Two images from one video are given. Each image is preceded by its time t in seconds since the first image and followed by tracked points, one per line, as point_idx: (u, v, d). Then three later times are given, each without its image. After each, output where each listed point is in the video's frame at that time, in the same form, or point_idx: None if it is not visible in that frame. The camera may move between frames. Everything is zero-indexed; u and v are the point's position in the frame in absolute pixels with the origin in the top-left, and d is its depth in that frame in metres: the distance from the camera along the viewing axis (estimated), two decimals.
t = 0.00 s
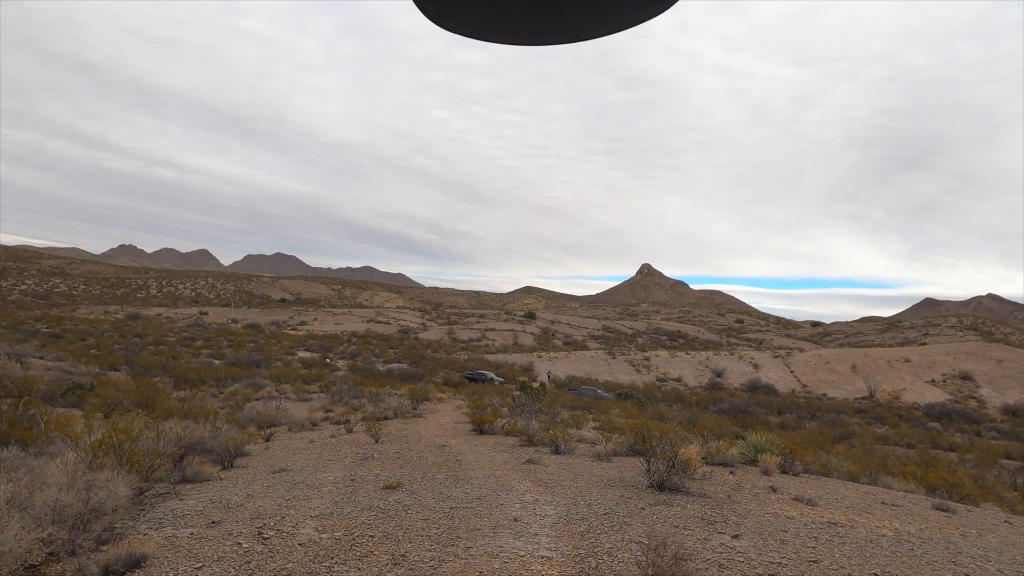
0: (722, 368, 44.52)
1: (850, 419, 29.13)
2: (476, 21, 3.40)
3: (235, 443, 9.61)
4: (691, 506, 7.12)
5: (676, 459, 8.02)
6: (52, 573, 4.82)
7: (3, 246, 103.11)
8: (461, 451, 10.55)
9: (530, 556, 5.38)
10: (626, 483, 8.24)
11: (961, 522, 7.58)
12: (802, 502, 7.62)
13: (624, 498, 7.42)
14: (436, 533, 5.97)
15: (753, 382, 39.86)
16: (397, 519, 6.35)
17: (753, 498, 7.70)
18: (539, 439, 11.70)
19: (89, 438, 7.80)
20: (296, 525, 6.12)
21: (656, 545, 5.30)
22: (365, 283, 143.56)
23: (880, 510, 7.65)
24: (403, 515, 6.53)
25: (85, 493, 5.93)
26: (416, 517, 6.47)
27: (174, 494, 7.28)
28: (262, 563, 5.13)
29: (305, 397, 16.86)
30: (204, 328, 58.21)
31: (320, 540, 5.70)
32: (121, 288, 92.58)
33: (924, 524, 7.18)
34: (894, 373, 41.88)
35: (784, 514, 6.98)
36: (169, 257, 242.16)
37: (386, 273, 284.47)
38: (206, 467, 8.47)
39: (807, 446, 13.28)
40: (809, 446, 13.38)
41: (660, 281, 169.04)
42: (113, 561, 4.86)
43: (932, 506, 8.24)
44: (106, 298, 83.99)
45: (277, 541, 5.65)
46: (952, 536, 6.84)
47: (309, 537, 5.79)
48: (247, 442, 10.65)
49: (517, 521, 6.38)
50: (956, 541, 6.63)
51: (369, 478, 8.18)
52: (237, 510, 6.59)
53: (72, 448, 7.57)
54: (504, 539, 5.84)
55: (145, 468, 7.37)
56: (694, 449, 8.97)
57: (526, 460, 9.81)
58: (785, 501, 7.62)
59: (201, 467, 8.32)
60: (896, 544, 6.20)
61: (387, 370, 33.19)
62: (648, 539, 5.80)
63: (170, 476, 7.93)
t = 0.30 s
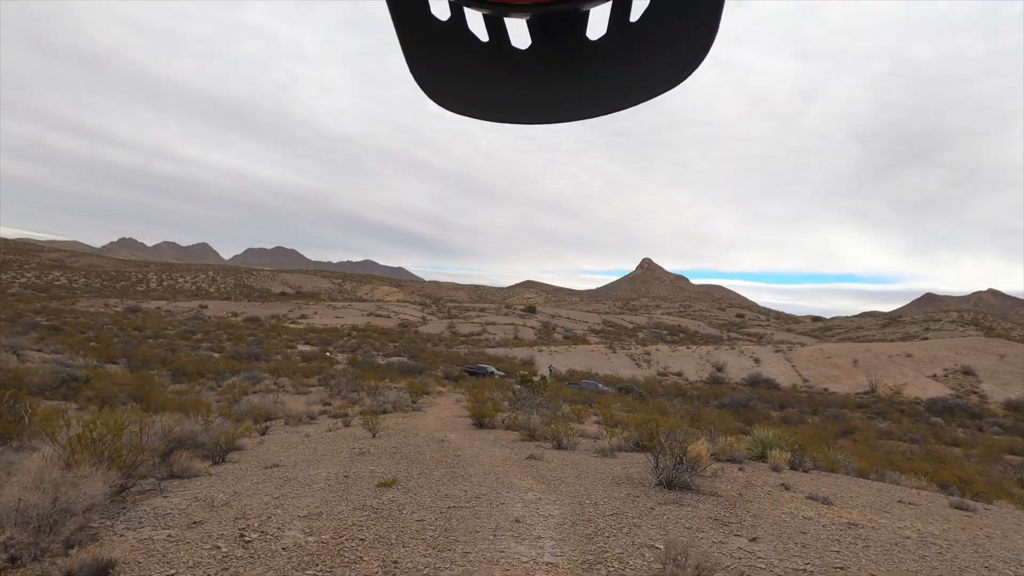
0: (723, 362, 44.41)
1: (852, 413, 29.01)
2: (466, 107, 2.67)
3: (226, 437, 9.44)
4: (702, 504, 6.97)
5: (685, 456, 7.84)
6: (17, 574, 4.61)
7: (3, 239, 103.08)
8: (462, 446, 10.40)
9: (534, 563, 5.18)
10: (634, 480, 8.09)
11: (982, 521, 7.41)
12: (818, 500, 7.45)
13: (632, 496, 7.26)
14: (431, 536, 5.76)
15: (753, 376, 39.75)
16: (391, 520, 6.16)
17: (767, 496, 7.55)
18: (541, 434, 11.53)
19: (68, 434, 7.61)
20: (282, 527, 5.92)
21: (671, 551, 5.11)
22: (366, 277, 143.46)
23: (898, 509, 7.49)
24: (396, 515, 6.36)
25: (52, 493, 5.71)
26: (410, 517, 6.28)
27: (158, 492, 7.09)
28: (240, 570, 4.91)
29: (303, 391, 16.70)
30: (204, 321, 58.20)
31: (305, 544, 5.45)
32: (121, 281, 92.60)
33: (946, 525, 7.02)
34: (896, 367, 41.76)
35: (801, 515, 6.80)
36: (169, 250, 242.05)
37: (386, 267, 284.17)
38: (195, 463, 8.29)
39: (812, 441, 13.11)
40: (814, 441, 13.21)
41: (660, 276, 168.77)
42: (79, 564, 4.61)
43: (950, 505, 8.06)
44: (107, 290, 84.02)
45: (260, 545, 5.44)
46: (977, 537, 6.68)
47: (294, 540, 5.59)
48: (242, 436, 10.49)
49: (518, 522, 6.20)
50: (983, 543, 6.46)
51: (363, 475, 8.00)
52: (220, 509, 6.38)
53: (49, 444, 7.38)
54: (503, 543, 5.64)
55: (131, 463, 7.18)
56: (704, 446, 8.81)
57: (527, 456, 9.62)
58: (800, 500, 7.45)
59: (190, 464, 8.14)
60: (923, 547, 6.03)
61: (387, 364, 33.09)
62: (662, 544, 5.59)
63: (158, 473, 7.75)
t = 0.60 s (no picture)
0: (731, 347, 44.14)
1: (863, 399, 28.72)
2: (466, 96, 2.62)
3: (225, 424, 9.36)
4: (726, 500, 6.75)
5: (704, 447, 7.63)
6: None
7: (14, 226, 103.80)
8: (467, 433, 10.25)
9: (543, 567, 4.94)
10: (652, 471, 7.90)
11: (1020, 515, 7.15)
12: (846, 493, 7.24)
13: (649, 489, 7.07)
14: (432, 536, 5.54)
15: (762, 361, 39.46)
16: (388, 518, 5.96)
17: (791, 489, 7.32)
18: (549, 421, 11.37)
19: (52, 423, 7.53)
20: (271, 524, 5.72)
21: (706, 562, 4.86)
22: (373, 263, 143.50)
23: (930, 502, 7.26)
24: (396, 511, 6.18)
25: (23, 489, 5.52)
26: (410, 514, 6.09)
27: (150, 483, 6.96)
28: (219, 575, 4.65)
29: (309, 376, 16.62)
30: (212, 307, 58.48)
31: (294, 546, 5.24)
32: (131, 268, 93.26)
33: (986, 519, 6.79)
34: (907, 352, 41.30)
35: (832, 510, 6.58)
36: (178, 237, 243.52)
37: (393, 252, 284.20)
38: (191, 451, 8.18)
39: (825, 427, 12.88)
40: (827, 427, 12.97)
41: (668, 261, 167.68)
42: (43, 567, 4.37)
43: (983, 496, 7.80)
44: (116, 277, 84.58)
45: (244, 545, 5.20)
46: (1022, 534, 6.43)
47: (282, 540, 5.36)
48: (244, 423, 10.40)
49: (529, 520, 6.02)
50: None
51: (364, 465, 7.84)
52: (209, 503, 6.20)
53: (33, 434, 7.29)
54: (512, 544, 5.43)
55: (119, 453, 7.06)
56: (724, 435, 8.62)
57: (536, 444, 9.43)
58: (827, 493, 7.25)
59: (185, 452, 8.03)
60: (968, 547, 5.78)
61: (393, 349, 33.09)
62: (688, 547, 5.36)
63: (151, 462, 7.64)
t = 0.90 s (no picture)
0: (745, 328, 43.65)
1: (880, 380, 28.29)
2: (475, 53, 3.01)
3: (227, 410, 9.27)
4: (759, 493, 6.48)
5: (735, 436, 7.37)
6: None
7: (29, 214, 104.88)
8: (476, 418, 10.10)
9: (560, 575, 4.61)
10: (674, 462, 7.64)
11: None
12: (887, 484, 6.96)
13: (672, 482, 6.81)
14: (435, 540, 5.24)
15: (777, 342, 39.00)
16: (388, 518, 5.69)
17: (825, 479, 7.06)
18: (562, 405, 11.19)
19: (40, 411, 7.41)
20: (260, 524, 5.46)
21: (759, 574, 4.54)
22: (383, 247, 143.49)
23: (978, 493, 6.97)
24: (398, 508, 5.95)
25: None
26: (413, 513, 5.82)
27: (142, 474, 6.81)
28: None
29: (318, 360, 16.55)
30: (224, 292, 58.85)
31: (279, 552, 4.89)
32: (144, 253, 94.01)
33: None
34: (925, 332, 40.58)
35: (879, 505, 6.28)
36: (191, 223, 245.29)
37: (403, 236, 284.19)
38: (186, 440, 8.06)
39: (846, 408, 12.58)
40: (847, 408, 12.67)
41: (679, 242, 165.91)
42: None
43: None
44: (130, 263, 85.37)
45: (226, 552, 4.84)
46: None
47: (271, 543, 5.06)
48: (249, 408, 10.30)
49: (544, 518, 5.76)
50: None
51: (367, 455, 7.66)
52: (196, 498, 5.99)
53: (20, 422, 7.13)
54: (526, 547, 5.12)
55: (105, 442, 6.79)
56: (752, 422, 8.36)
57: (550, 431, 9.22)
58: (867, 484, 6.97)
59: (182, 441, 7.93)
60: None
61: (404, 332, 33.05)
62: (726, 552, 5.01)
63: (146, 450, 7.52)
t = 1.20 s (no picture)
0: (756, 315, 43.10)
1: (896, 367, 27.77)
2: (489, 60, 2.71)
3: (218, 407, 9.07)
4: (800, 502, 6.13)
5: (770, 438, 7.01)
6: None
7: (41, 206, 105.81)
8: (483, 413, 9.87)
9: None
10: (700, 465, 7.31)
11: None
12: (940, 491, 6.57)
13: (699, 490, 6.42)
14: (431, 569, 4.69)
15: (789, 330, 38.47)
16: (377, 541, 5.14)
17: (869, 485, 6.67)
18: (575, 398, 10.94)
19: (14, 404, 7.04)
20: (231, 547, 4.96)
21: None
22: (391, 236, 143.46)
23: None
24: (389, 530, 5.39)
25: None
26: (405, 533, 5.32)
27: (120, 478, 6.56)
28: None
29: (324, 350, 16.35)
30: (233, 281, 59.05)
31: None
32: (155, 244, 94.62)
33: None
34: (942, 319, 39.83)
35: (936, 516, 5.83)
36: (200, 214, 246.74)
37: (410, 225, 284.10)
38: (173, 438, 7.88)
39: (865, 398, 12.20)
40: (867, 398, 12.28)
41: (687, 229, 164.45)
42: None
43: None
44: (141, 253, 85.94)
45: None
46: None
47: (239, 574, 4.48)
48: (245, 402, 10.15)
49: (558, 539, 5.26)
50: None
51: (362, 458, 7.38)
52: (164, 513, 5.54)
53: None
54: None
55: (72, 445, 6.29)
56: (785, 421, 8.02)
57: (561, 429, 8.89)
58: (918, 490, 6.57)
59: (168, 439, 7.73)
60: None
61: (412, 321, 32.90)
62: None
63: (128, 451, 7.30)
